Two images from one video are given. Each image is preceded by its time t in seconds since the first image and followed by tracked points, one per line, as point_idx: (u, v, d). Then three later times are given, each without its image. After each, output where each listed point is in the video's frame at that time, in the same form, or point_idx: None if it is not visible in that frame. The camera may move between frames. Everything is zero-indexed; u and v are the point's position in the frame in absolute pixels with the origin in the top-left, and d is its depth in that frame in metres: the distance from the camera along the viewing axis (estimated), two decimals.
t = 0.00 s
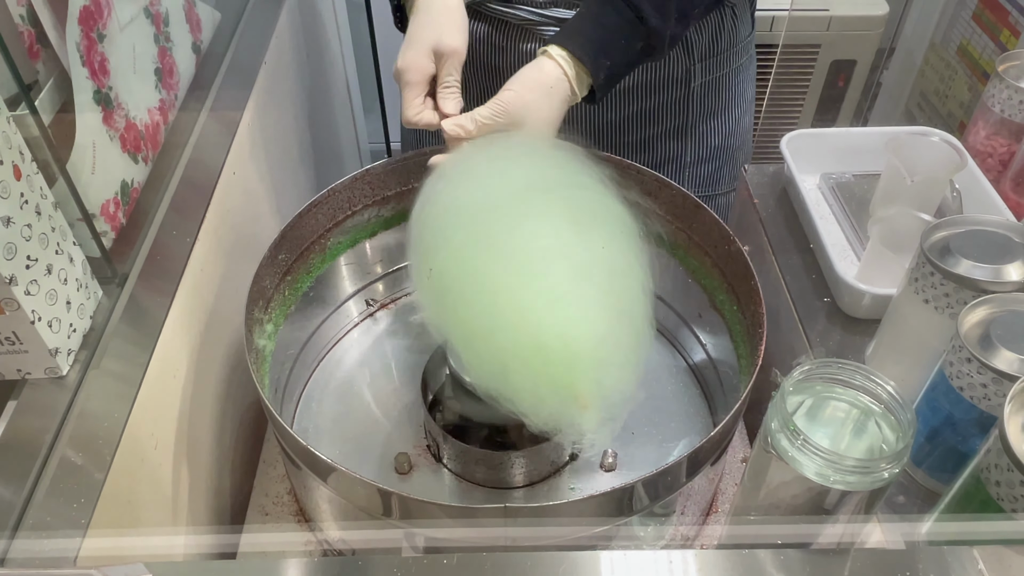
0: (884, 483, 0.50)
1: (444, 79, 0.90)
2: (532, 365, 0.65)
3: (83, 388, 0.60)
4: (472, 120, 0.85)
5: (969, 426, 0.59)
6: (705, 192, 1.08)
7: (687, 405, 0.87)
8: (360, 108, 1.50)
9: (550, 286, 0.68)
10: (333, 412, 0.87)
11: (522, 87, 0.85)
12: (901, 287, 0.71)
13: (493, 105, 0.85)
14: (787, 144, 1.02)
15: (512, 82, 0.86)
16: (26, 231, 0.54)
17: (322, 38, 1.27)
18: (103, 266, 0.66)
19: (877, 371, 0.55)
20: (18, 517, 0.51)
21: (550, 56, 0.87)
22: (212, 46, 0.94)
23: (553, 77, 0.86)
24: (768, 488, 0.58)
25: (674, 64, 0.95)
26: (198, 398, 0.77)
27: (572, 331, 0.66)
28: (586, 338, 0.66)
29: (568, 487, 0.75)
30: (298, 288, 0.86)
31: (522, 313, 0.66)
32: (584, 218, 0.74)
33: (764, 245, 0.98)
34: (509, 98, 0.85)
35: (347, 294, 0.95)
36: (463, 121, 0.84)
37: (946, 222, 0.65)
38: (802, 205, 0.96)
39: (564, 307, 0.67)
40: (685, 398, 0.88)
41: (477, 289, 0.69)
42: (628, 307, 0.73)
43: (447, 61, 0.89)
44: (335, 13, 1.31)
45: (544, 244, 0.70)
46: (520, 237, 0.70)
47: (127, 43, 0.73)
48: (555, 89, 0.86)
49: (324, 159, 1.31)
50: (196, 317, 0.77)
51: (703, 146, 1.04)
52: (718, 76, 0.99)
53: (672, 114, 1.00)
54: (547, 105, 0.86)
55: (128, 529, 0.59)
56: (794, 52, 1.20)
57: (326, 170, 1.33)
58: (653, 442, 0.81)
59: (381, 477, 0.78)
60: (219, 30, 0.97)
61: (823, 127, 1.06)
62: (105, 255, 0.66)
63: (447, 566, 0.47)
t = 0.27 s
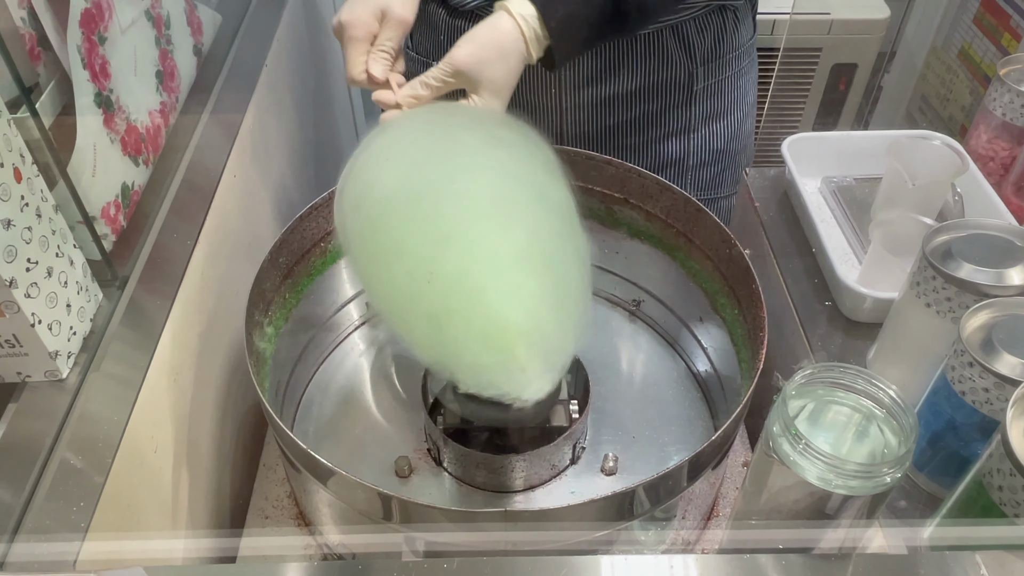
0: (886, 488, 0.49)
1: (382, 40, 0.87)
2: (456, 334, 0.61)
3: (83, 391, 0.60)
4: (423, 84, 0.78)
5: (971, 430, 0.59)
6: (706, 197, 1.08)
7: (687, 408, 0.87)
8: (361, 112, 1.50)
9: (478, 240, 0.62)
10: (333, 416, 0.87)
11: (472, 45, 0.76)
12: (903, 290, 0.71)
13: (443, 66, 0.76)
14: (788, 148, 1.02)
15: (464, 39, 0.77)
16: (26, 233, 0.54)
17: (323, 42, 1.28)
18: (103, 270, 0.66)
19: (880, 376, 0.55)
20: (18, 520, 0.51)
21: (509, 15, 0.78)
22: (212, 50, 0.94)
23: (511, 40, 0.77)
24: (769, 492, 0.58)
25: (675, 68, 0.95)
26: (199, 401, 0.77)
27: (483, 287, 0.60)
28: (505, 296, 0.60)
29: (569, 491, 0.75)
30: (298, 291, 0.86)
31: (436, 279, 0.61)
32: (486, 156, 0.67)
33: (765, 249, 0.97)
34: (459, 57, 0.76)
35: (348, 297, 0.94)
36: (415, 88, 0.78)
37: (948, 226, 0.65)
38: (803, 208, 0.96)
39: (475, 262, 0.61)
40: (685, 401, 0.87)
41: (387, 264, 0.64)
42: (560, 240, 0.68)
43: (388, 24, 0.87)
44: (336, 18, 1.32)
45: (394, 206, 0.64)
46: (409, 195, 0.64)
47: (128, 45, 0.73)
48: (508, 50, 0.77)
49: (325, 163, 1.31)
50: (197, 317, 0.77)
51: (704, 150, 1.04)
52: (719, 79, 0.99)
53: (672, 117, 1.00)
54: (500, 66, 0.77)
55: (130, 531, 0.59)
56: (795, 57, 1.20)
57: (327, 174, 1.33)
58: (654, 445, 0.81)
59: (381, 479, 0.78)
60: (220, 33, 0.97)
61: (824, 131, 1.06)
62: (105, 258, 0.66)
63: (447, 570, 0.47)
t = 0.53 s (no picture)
0: (890, 497, 0.49)
1: None
2: (448, 317, 0.61)
3: (84, 397, 0.60)
4: (388, 32, 0.76)
5: (976, 438, 0.59)
6: (707, 203, 1.08)
7: (690, 415, 0.86)
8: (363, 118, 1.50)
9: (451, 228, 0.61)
10: (334, 423, 0.86)
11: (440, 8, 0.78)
12: (906, 297, 0.71)
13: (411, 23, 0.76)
14: (790, 154, 1.02)
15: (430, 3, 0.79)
16: (28, 239, 0.53)
17: (326, 48, 1.28)
18: (105, 275, 0.66)
19: (884, 384, 0.55)
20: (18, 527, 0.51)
21: None
22: (215, 55, 0.95)
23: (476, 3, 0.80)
24: (773, 500, 0.58)
25: (674, 73, 0.96)
26: (201, 407, 0.76)
27: (463, 279, 0.60)
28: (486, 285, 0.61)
29: (571, 498, 0.75)
30: (301, 297, 0.86)
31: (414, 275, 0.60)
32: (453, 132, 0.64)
33: (768, 255, 0.97)
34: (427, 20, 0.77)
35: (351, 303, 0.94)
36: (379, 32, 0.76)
37: (951, 233, 0.65)
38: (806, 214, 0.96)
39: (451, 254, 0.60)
40: (687, 408, 0.87)
41: (358, 254, 0.63)
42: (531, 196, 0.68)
43: None
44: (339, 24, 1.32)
45: (369, 190, 0.61)
46: (378, 186, 0.62)
47: (131, 51, 0.73)
48: (474, 14, 0.80)
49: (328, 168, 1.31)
50: (200, 322, 0.77)
51: (704, 156, 1.04)
52: (720, 86, 0.99)
53: (672, 123, 1.00)
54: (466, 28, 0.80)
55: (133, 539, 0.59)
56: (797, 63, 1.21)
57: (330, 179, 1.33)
58: (656, 452, 0.81)
59: (382, 486, 0.78)
60: (223, 38, 0.97)
61: (826, 137, 1.06)
62: (108, 264, 0.66)
63: None
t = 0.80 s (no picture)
0: (897, 505, 0.49)
1: None
2: (391, 295, 0.65)
3: (92, 405, 0.60)
4: (383, 18, 0.78)
5: (981, 446, 0.59)
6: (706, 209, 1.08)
7: (693, 423, 0.87)
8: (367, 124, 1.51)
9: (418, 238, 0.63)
10: (339, 430, 0.86)
11: None
12: (911, 306, 0.71)
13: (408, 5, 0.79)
14: (794, 162, 1.02)
15: None
16: (37, 247, 0.54)
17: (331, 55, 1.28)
18: (113, 283, 0.67)
19: (890, 393, 0.55)
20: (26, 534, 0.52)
21: None
22: (222, 62, 0.95)
23: None
24: (779, 508, 0.58)
25: (673, 79, 0.96)
26: (206, 414, 0.77)
27: (425, 255, 0.63)
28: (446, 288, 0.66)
29: (576, 505, 0.75)
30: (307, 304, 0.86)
31: (379, 252, 0.63)
32: (438, 125, 0.66)
33: (771, 263, 0.97)
34: None
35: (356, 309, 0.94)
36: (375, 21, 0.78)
37: (955, 241, 0.65)
38: (810, 222, 0.96)
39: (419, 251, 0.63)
40: (692, 415, 0.88)
41: (320, 231, 0.65)
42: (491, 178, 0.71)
43: None
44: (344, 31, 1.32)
45: (331, 179, 0.63)
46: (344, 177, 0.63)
47: (139, 59, 0.73)
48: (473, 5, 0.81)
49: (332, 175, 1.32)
50: (205, 329, 0.77)
51: (703, 162, 1.04)
52: (718, 93, 1.00)
53: (671, 130, 1.00)
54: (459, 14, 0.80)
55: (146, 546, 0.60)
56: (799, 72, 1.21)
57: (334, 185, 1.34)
58: (661, 459, 0.81)
59: (386, 492, 0.78)
60: (230, 46, 0.98)
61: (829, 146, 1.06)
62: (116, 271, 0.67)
63: None
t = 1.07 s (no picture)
0: (897, 509, 0.50)
1: None
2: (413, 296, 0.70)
3: (104, 409, 0.61)
4: (383, 24, 0.78)
5: (980, 451, 0.60)
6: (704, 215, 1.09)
7: (695, 428, 0.88)
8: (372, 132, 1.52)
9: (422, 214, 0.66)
10: (345, 436, 0.87)
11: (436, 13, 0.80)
12: (911, 313, 0.72)
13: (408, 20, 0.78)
14: (795, 171, 1.04)
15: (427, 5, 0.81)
16: (51, 254, 0.55)
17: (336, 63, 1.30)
18: (124, 289, 0.68)
19: (890, 398, 0.56)
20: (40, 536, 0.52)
21: None
22: (230, 72, 0.96)
23: (470, 15, 0.82)
24: (781, 512, 0.59)
25: (671, 87, 0.98)
26: (214, 419, 0.77)
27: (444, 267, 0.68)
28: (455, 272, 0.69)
29: (580, 510, 0.75)
30: (313, 311, 0.87)
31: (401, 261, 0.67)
32: (442, 138, 0.68)
33: (773, 270, 0.98)
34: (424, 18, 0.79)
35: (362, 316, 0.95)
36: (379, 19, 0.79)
37: (954, 249, 0.66)
38: (811, 230, 0.97)
39: (435, 226, 0.66)
40: (694, 421, 0.88)
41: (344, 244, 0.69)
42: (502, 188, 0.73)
43: None
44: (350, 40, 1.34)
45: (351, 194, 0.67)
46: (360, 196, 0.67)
47: (150, 69, 0.75)
48: (468, 25, 0.82)
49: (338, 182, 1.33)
50: (213, 335, 0.78)
51: (701, 168, 1.05)
52: (715, 99, 1.01)
53: (668, 136, 1.02)
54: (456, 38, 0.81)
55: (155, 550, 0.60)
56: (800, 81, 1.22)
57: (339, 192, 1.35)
58: (663, 464, 0.82)
59: (391, 497, 0.79)
60: (238, 55, 0.99)
61: (830, 154, 1.07)
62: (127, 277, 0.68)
63: None
